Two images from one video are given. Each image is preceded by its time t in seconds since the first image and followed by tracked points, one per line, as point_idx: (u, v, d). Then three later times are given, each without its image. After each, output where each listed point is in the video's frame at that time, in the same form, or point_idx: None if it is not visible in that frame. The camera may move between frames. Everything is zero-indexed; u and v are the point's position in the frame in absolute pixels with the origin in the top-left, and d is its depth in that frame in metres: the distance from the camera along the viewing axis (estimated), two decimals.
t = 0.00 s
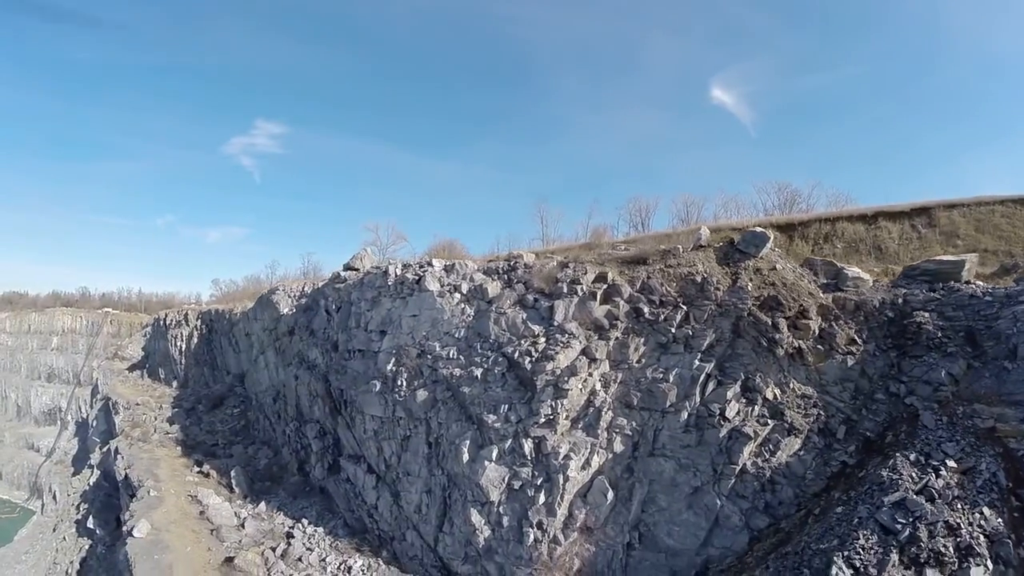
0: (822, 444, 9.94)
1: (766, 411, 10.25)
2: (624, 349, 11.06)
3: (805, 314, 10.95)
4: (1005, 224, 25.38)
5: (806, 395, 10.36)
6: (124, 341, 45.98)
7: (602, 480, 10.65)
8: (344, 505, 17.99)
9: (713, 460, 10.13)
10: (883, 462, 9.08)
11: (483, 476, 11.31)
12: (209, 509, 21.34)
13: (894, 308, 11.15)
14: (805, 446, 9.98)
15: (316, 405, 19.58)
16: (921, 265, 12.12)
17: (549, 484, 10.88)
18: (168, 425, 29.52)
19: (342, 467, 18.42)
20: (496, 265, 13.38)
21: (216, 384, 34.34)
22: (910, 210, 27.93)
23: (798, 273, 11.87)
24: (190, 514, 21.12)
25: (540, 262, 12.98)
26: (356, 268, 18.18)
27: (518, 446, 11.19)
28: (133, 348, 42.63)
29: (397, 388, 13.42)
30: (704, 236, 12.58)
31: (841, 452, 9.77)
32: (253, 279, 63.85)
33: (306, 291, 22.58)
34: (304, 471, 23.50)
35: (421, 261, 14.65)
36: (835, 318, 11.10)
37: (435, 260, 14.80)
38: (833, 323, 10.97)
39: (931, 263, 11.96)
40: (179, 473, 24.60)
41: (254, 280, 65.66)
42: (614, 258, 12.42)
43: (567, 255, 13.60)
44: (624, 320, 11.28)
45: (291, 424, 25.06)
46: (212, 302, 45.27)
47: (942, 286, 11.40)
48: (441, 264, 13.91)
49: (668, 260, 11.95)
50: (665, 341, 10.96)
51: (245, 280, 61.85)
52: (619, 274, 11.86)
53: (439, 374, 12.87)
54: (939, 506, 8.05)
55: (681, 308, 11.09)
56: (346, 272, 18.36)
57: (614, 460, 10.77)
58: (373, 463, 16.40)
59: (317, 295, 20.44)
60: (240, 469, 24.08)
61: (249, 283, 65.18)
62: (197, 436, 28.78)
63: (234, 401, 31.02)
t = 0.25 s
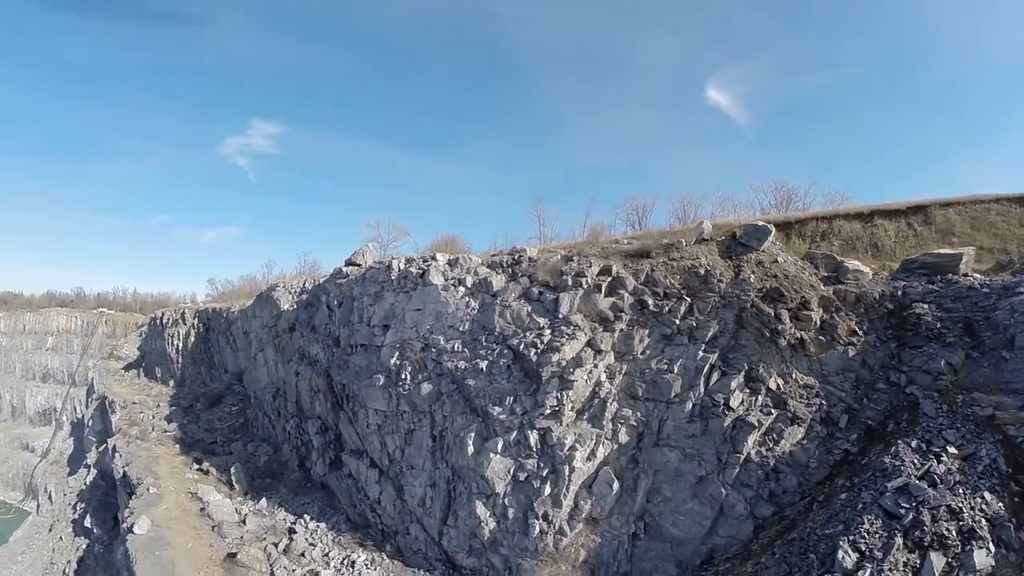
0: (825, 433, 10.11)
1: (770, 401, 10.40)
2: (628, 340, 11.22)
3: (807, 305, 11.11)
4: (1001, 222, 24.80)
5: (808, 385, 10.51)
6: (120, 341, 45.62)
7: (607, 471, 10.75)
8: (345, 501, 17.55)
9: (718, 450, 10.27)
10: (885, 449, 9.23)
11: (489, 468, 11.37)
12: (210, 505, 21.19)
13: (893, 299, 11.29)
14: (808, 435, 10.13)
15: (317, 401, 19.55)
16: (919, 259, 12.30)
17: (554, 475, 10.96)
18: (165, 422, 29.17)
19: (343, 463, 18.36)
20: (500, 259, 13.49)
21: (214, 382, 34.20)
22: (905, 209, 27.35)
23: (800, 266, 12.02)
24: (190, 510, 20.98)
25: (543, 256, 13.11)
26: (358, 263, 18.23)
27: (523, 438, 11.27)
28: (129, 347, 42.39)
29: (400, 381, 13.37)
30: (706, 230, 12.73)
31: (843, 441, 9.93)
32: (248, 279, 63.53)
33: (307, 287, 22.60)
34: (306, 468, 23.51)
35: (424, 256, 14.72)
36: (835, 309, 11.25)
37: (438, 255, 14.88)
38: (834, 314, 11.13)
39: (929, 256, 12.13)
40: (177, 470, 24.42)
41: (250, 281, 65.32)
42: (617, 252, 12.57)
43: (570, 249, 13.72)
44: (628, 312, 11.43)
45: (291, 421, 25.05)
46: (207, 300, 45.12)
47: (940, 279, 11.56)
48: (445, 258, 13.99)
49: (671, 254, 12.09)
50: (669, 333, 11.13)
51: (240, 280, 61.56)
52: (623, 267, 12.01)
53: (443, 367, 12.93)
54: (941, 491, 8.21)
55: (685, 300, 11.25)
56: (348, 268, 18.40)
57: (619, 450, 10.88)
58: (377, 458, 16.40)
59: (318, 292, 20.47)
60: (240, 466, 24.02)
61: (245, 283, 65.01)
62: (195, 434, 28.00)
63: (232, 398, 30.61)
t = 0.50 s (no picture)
0: (830, 423, 10.28)
1: (776, 391, 10.57)
2: (635, 332, 11.39)
3: (812, 297, 11.27)
4: (1000, 220, 24.25)
5: (813, 375, 10.70)
6: (119, 340, 45.44)
7: (615, 461, 10.88)
8: (351, 496, 17.65)
9: (725, 439, 10.44)
10: (890, 437, 9.40)
11: (496, 459, 11.44)
12: (213, 501, 21.18)
13: (896, 292, 11.43)
14: (813, 424, 10.31)
15: (321, 396, 19.61)
16: (920, 253, 12.46)
17: (562, 467, 11.06)
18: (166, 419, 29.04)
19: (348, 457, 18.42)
20: (507, 252, 13.62)
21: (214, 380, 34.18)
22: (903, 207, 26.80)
23: (804, 259, 12.17)
24: (194, 505, 20.96)
25: (550, 250, 13.24)
26: (363, 258, 18.31)
27: (531, 429, 11.37)
28: (129, 346, 42.36)
29: (407, 375, 13.41)
30: (710, 224, 12.88)
31: (848, 430, 10.11)
32: (247, 278, 63.48)
33: (310, 283, 22.66)
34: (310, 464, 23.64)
35: (430, 250, 14.81)
36: (839, 301, 11.40)
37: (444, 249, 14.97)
38: (838, 306, 11.29)
39: (930, 250, 12.30)
40: (179, 466, 24.35)
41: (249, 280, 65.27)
42: (624, 245, 12.72)
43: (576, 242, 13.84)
44: (636, 304, 11.59)
45: (295, 417, 25.13)
46: (206, 299, 45.07)
47: (941, 272, 11.71)
48: (451, 252, 14.09)
49: (677, 247, 12.24)
50: (675, 324, 11.30)
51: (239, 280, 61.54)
52: (630, 260, 12.16)
53: (450, 361, 13.03)
54: (946, 476, 8.37)
55: (691, 292, 11.41)
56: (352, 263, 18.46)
57: (627, 441, 11.01)
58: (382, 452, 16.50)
59: (322, 287, 20.52)
60: (243, 462, 24.06)
61: (244, 282, 64.96)
62: (196, 431, 27.84)
63: (234, 396, 30.53)
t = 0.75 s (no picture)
0: (833, 412, 10.45)
1: (780, 381, 10.73)
2: (641, 324, 11.54)
3: (814, 289, 11.44)
4: (998, 218, 24.06)
5: (816, 366, 10.86)
6: (116, 340, 45.11)
7: (621, 452, 11.01)
8: (354, 491, 17.66)
9: (730, 429, 10.58)
10: (892, 426, 9.58)
11: (503, 451, 11.53)
12: (216, 497, 21.12)
13: (896, 284, 11.59)
14: (817, 414, 10.47)
15: (324, 392, 19.64)
16: (919, 247, 12.65)
17: (568, 458, 11.17)
18: (166, 417, 28.86)
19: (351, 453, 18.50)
20: (512, 247, 13.75)
21: (214, 379, 34.07)
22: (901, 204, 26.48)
23: (806, 252, 12.33)
24: (196, 501, 20.88)
25: (555, 244, 13.37)
26: (367, 254, 18.39)
27: (538, 421, 11.47)
28: (126, 346, 42.14)
29: (413, 368, 13.44)
30: (713, 218, 13.04)
31: (851, 420, 10.28)
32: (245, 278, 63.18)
33: (312, 279, 22.71)
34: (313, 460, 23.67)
35: (435, 245, 14.91)
36: (841, 293, 11.58)
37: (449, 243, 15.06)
38: (840, 298, 11.46)
39: (929, 243, 12.49)
40: (180, 463, 24.20)
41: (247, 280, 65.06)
42: (628, 239, 12.87)
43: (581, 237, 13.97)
44: (641, 297, 11.75)
45: (297, 414, 25.16)
46: (204, 297, 44.94)
47: (940, 265, 11.89)
48: (456, 246, 14.19)
49: (681, 241, 12.40)
50: (680, 316, 11.46)
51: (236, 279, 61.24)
52: (635, 254, 12.34)
53: (456, 354, 13.12)
54: (948, 463, 8.55)
55: (696, 285, 11.59)
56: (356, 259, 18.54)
57: (633, 432, 11.15)
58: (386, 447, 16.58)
59: (326, 284, 20.57)
60: (245, 459, 24.04)
61: (241, 282, 64.78)
62: (197, 429, 27.69)
63: (234, 394, 30.42)
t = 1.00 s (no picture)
0: (835, 402, 10.61)
1: (783, 371, 10.90)
2: (646, 316, 11.70)
3: (816, 281, 11.62)
4: (994, 217, 24.20)
5: (818, 357, 11.02)
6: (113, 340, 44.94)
7: (627, 443, 11.15)
8: (357, 486, 17.29)
9: (735, 419, 10.73)
10: (894, 414, 9.75)
11: (510, 443, 11.64)
12: (219, 493, 21.12)
13: (896, 277, 11.76)
14: (819, 404, 10.64)
15: (327, 388, 19.71)
16: (917, 241, 12.85)
17: (574, 449, 11.29)
18: (165, 415, 28.79)
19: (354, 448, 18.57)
20: (516, 242, 13.89)
21: (213, 377, 34.03)
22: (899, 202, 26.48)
23: (807, 246, 12.50)
24: (198, 498, 20.87)
25: (559, 239, 13.52)
26: (370, 250, 18.49)
27: (544, 412, 11.59)
28: (124, 346, 42.03)
29: (418, 361, 13.52)
30: (716, 212, 13.20)
31: (853, 409, 10.45)
32: (242, 278, 63.07)
33: (314, 276, 22.78)
34: (315, 457, 23.74)
35: (439, 239, 15.02)
36: (842, 286, 11.74)
37: (453, 238, 15.17)
38: (841, 291, 11.63)
39: (928, 238, 12.67)
40: (181, 460, 24.14)
41: (244, 280, 65.00)
42: (632, 234, 13.04)
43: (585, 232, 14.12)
44: (646, 289, 11.92)
45: (300, 410, 25.24)
46: (202, 295, 44.90)
47: (939, 258, 12.07)
48: (461, 241, 14.30)
49: (685, 234, 12.57)
50: (684, 308, 11.63)
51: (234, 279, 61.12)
52: (639, 247, 12.52)
53: (462, 347, 13.23)
54: (949, 449, 8.72)
55: (699, 278, 11.75)
56: (359, 255, 18.64)
57: (638, 423, 11.30)
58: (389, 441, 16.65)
59: (328, 281, 20.65)
60: (247, 456, 24.07)
61: (238, 282, 64.66)
62: (197, 426, 27.64)
63: (234, 392, 30.39)
